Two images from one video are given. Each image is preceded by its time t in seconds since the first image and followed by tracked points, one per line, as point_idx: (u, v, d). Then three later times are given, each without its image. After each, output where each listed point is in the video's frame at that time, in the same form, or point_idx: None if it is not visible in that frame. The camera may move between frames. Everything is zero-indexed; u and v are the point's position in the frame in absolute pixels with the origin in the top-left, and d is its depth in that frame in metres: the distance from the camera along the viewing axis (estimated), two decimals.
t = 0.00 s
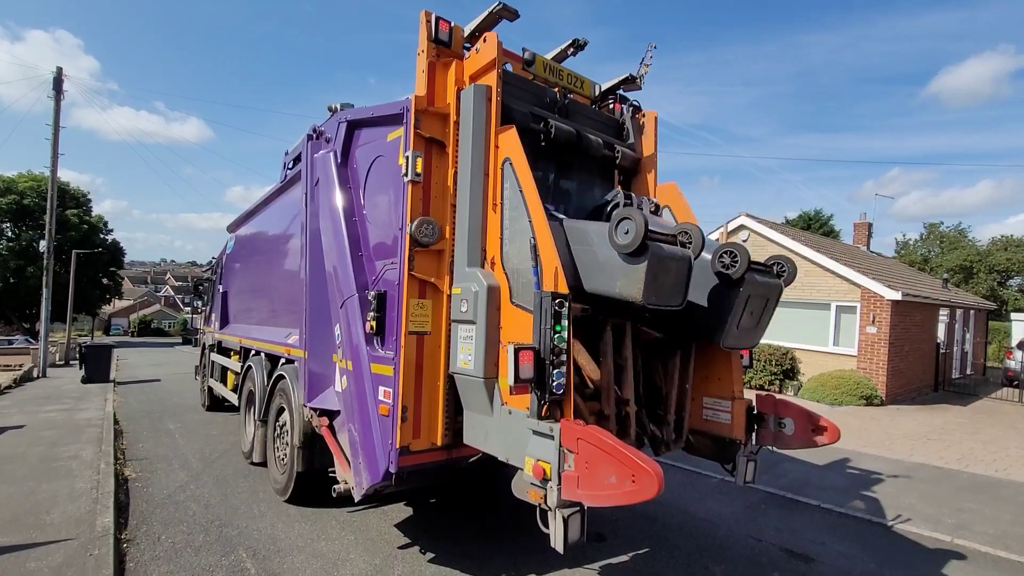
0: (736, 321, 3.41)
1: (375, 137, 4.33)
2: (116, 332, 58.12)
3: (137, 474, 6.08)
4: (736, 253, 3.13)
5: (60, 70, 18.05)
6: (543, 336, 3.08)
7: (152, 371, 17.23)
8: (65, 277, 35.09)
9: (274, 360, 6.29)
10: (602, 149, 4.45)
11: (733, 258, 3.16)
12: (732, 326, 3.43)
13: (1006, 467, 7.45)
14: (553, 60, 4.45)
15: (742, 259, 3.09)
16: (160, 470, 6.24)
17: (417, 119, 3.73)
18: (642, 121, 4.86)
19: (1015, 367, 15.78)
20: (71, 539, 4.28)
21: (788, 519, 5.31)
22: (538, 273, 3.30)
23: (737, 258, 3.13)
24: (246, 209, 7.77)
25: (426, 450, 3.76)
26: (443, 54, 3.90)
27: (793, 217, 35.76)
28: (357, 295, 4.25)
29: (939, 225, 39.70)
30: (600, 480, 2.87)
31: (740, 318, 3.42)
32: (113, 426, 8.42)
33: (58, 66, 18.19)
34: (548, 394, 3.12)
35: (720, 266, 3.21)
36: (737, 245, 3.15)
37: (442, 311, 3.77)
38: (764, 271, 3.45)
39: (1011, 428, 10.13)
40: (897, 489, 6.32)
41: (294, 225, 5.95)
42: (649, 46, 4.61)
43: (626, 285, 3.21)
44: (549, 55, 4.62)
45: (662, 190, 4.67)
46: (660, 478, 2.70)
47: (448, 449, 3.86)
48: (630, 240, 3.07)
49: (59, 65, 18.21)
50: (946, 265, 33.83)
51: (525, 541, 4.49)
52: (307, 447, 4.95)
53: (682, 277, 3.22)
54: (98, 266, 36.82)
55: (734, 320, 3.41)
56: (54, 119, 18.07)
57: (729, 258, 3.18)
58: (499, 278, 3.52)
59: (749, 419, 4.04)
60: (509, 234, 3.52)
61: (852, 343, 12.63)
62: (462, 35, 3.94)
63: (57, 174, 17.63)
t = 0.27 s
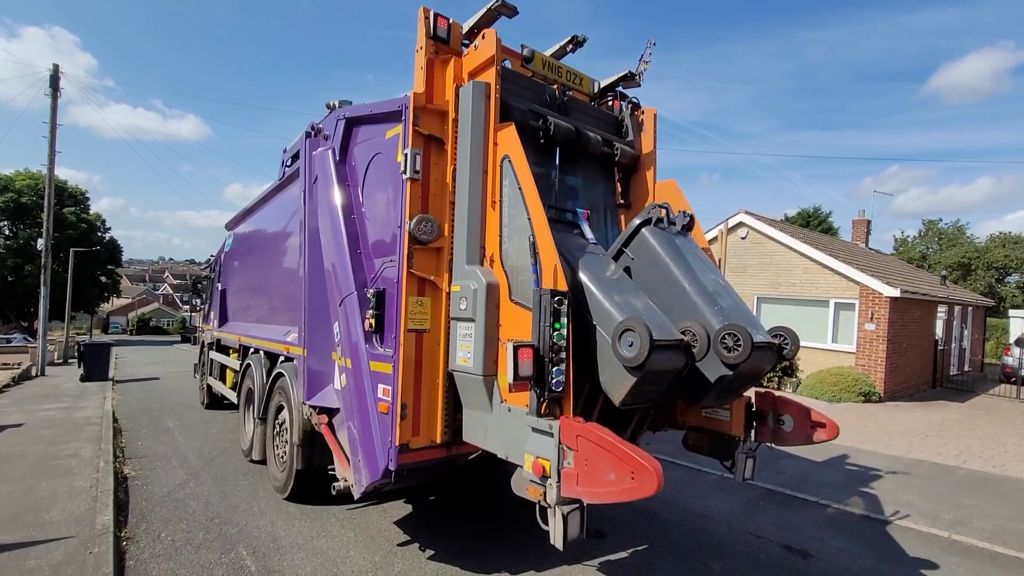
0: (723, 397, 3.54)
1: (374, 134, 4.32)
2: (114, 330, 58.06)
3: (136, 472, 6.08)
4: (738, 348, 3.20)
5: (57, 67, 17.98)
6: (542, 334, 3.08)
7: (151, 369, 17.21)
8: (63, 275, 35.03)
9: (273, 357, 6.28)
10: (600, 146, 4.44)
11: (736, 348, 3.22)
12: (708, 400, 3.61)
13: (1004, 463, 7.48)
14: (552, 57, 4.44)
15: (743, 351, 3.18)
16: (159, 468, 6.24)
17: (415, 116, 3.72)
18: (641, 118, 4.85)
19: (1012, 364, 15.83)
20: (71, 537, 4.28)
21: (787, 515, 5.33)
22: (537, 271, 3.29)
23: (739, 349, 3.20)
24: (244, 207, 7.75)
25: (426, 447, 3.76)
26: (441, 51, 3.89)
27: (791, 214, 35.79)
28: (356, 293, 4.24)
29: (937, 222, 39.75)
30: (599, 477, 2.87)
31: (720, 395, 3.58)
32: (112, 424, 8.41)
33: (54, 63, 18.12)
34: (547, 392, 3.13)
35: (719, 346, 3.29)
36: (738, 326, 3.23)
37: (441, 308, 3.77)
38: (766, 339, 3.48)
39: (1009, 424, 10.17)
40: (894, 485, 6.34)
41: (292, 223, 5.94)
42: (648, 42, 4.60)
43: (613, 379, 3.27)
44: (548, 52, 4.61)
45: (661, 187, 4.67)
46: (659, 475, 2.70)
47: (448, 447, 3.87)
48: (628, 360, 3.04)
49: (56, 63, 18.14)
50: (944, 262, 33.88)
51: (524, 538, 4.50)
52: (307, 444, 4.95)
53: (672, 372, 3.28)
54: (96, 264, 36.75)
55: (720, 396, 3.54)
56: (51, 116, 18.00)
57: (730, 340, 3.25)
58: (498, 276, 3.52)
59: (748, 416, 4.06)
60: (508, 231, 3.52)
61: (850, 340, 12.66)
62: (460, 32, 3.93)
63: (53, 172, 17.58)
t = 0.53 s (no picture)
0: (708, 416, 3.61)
1: (372, 131, 4.31)
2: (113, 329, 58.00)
3: (136, 471, 6.08)
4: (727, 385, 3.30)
5: (54, 65, 17.93)
6: (541, 330, 3.09)
7: (150, 368, 17.20)
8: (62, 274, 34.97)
9: (272, 356, 6.28)
10: (599, 143, 4.43)
11: (726, 381, 3.31)
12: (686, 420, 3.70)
13: (1002, 459, 7.50)
14: (551, 54, 4.44)
15: (732, 386, 3.28)
16: (159, 467, 6.24)
17: (414, 113, 3.72)
18: (640, 115, 4.85)
19: (1010, 360, 15.87)
20: (71, 536, 4.28)
21: (786, 512, 5.33)
22: (537, 267, 3.29)
23: (728, 382, 3.30)
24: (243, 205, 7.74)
25: (426, 444, 3.77)
26: (440, 47, 3.89)
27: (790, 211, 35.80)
28: (355, 290, 4.24)
29: (935, 219, 39.78)
30: (599, 473, 2.87)
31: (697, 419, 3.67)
32: (111, 423, 8.41)
33: (51, 61, 18.06)
34: (547, 388, 3.13)
35: (709, 377, 3.39)
36: (728, 361, 3.31)
37: (441, 305, 3.77)
38: (757, 369, 3.56)
39: (1007, 420, 10.20)
40: (893, 482, 6.36)
41: (291, 220, 5.94)
42: (647, 39, 4.59)
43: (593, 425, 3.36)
44: (547, 49, 4.61)
45: (660, 184, 4.66)
46: (658, 470, 2.70)
47: (448, 444, 3.87)
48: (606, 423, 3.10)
49: (53, 61, 18.08)
50: (943, 259, 33.90)
51: (524, 535, 4.51)
52: (306, 442, 4.95)
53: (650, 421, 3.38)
54: (94, 263, 36.70)
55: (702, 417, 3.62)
56: (49, 115, 17.95)
57: (720, 372, 3.35)
58: (497, 273, 3.52)
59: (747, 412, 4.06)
60: (507, 228, 3.52)
61: (849, 337, 12.68)
62: (459, 29, 3.93)
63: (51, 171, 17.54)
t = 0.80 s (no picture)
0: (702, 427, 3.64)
1: (372, 130, 4.32)
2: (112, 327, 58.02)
3: (135, 469, 6.08)
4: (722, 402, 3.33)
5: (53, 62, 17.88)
6: (541, 329, 3.09)
7: (149, 367, 17.16)
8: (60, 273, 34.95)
9: (272, 354, 6.28)
10: (599, 141, 4.42)
11: (722, 399, 3.34)
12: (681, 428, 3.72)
13: (1001, 457, 7.51)
14: (551, 52, 4.44)
15: (727, 404, 3.31)
16: (158, 465, 6.24)
17: (414, 112, 3.72)
18: (640, 113, 4.84)
19: (1009, 359, 15.89)
20: (70, 534, 4.28)
21: (785, 510, 5.34)
22: (537, 266, 3.28)
23: (723, 400, 3.34)
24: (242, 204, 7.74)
25: (426, 443, 3.77)
26: (440, 45, 3.88)
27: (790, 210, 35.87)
28: (355, 289, 4.25)
29: (935, 218, 39.80)
30: (599, 472, 2.88)
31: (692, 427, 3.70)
32: (111, 422, 8.40)
33: (49, 59, 17.98)
34: (547, 387, 3.13)
35: (706, 393, 3.41)
36: (726, 378, 3.34)
37: (440, 304, 3.77)
38: (755, 385, 3.57)
39: (1006, 419, 10.21)
40: (892, 480, 6.37)
41: (291, 219, 5.93)
42: (648, 37, 4.59)
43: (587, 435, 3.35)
44: (547, 47, 4.61)
45: (660, 183, 4.66)
46: (659, 469, 2.70)
47: (448, 443, 3.88)
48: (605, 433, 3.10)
49: (51, 58, 18.01)
50: (943, 258, 33.92)
51: (524, 534, 4.51)
52: (306, 441, 4.95)
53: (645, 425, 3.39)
54: (93, 262, 36.65)
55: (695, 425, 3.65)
56: (47, 112, 17.91)
57: (716, 390, 3.37)
58: (497, 272, 3.52)
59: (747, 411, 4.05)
60: (507, 227, 3.52)
61: (848, 336, 12.69)
62: (458, 27, 3.93)
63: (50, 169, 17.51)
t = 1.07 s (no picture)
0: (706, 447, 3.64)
1: (372, 128, 4.32)
2: (111, 325, 57.99)
3: (135, 467, 6.08)
4: (733, 428, 3.33)
5: (51, 60, 17.84)
6: (541, 327, 3.10)
7: (148, 364, 17.16)
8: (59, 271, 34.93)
9: (271, 352, 6.28)
10: (599, 140, 4.42)
11: (733, 426, 3.35)
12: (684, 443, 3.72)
13: (999, 457, 7.52)
14: (551, 51, 4.44)
15: (738, 432, 3.32)
16: (158, 463, 6.24)
17: (414, 110, 3.72)
18: (640, 112, 4.85)
19: (1008, 359, 15.92)
20: (70, 532, 4.28)
21: (784, 508, 5.35)
22: (537, 264, 3.28)
23: (734, 427, 3.35)
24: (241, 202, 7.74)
25: (426, 441, 3.78)
26: (440, 44, 3.89)
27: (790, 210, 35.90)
28: (355, 287, 4.25)
29: (934, 218, 39.84)
30: (599, 470, 2.88)
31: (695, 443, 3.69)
32: (110, 419, 8.41)
33: (48, 56, 17.95)
34: (547, 385, 3.13)
35: (717, 418, 3.41)
36: (738, 405, 3.34)
37: (440, 302, 3.77)
38: (764, 410, 3.57)
39: (1004, 418, 10.23)
40: (890, 479, 6.38)
41: (291, 217, 5.92)
42: (648, 36, 4.59)
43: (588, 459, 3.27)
44: (548, 45, 4.61)
45: (660, 182, 4.67)
46: (659, 467, 2.72)
47: (448, 441, 3.88)
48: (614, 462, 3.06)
49: (50, 56, 17.98)
50: (942, 257, 33.96)
51: (524, 532, 4.52)
52: (306, 438, 4.96)
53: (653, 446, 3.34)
54: (92, 260, 36.62)
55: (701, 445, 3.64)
56: (46, 109, 17.88)
57: (728, 416, 3.39)
58: (497, 270, 3.52)
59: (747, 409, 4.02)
60: (507, 225, 3.52)
61: (847, 335, 12.70)
62: (459, 25, 3.93)
63: (49, 167, 17.48)
